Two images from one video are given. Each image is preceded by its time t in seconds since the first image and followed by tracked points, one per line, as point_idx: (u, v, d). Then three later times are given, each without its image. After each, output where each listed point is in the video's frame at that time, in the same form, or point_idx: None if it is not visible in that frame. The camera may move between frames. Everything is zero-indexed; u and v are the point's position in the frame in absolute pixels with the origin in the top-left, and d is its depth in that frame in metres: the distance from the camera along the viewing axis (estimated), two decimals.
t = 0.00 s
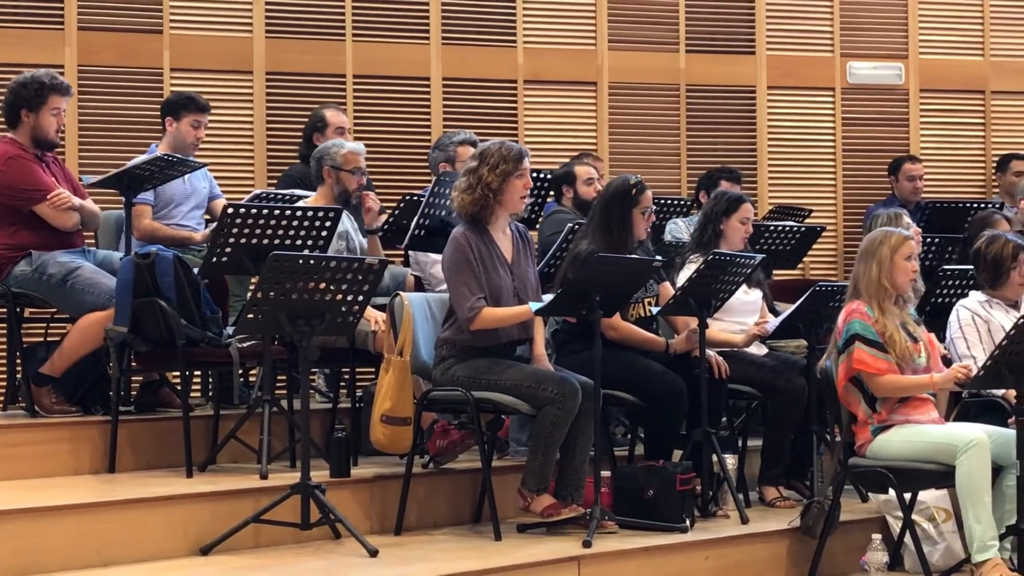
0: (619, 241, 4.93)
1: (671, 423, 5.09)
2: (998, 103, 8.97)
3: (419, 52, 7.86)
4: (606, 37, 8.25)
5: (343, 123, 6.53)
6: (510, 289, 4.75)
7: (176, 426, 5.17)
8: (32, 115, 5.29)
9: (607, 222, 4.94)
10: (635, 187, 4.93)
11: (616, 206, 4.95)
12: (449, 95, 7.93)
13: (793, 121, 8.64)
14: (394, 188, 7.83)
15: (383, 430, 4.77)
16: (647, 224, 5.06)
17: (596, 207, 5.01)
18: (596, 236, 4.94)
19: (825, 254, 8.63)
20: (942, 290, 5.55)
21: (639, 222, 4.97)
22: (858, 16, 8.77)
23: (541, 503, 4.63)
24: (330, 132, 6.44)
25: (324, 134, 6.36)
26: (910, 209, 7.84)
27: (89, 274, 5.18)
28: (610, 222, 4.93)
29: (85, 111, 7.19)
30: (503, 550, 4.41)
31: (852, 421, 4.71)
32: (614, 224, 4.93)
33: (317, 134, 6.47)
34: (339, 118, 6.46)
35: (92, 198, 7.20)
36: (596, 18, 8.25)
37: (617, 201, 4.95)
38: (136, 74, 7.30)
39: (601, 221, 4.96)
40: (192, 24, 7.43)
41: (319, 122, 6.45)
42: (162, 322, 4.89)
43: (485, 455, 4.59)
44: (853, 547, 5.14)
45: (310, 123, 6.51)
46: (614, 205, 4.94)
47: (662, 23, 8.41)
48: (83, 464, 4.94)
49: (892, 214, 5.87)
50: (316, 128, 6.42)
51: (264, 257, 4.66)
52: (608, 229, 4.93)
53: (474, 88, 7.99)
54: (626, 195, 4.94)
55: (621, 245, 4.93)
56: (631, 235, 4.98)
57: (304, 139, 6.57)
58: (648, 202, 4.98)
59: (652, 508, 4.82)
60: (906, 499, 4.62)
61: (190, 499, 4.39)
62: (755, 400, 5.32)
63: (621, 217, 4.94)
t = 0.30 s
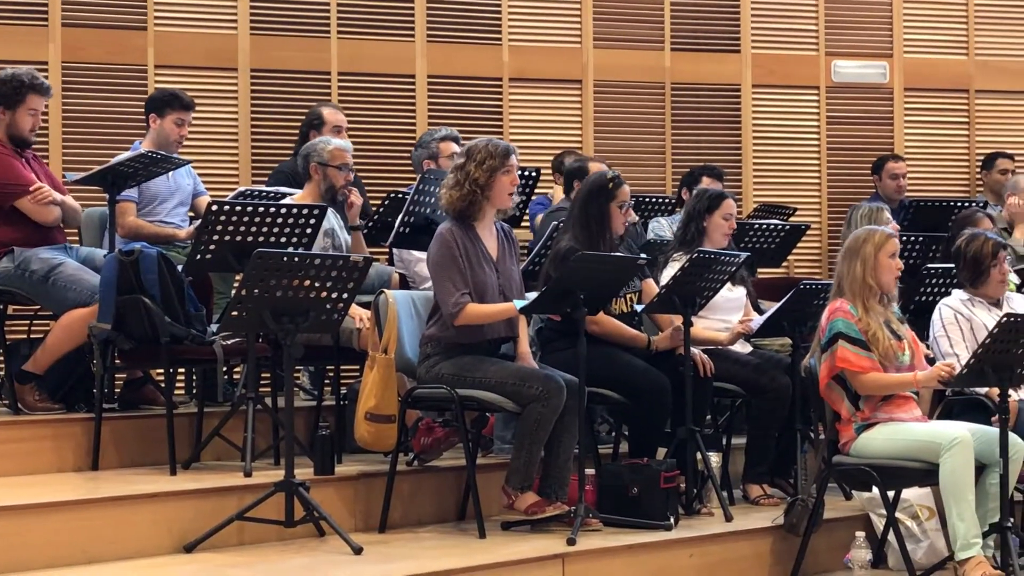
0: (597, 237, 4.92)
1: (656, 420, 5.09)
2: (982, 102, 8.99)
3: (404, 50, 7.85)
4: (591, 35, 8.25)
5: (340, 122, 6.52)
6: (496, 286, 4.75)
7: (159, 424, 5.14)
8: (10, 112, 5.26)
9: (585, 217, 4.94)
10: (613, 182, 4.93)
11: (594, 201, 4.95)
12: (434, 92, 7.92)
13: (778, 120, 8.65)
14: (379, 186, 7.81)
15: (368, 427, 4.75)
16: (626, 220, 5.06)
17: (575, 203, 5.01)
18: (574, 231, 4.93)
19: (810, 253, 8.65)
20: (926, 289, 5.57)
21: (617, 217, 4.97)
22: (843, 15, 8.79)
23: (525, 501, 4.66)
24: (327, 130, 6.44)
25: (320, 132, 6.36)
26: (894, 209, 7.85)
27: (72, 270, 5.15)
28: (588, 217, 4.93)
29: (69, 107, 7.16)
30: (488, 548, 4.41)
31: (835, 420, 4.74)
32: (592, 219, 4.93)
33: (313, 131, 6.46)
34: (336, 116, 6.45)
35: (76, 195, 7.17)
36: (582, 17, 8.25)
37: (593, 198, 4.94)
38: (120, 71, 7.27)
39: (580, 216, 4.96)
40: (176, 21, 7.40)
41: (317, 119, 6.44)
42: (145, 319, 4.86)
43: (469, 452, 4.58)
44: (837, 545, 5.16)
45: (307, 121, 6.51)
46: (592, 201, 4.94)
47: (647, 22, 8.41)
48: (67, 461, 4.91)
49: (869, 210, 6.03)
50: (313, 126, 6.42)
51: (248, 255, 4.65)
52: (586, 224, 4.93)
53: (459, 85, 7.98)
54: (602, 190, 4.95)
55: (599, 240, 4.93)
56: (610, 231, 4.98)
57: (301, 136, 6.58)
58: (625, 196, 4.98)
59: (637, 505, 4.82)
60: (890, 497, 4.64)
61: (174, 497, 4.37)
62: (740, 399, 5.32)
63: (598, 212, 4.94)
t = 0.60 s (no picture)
0: (574, 231, 4.91)
1: (641, 418, 5.10)
2: (967, 101, 9.00)
3: (390, 47, 7.84)
4: (578, 33, 8.25)
5: (334, 120, 6.51)
6: (481, 283, 4.74)
7: (144, 422, 5.12)
8: None
9: (561, 213, 4.93)
10: (586, 176, 4.93)
11: (570, 195, 4.95)
12: (420, 90, 7.91)
13: (764, 118, 8.67)
14: (366, 183, 7.80)
15: (354, 425, 4.75)
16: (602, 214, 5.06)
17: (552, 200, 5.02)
18: (551, 228, 4.93)
19: (796, 251, 8.67)
20: (910, 288, 5.57)
21: (593, 210, 4.96)
22: (829, 14, 8.80)
23: (511, 499, 4.65)
24: (321, 127, 6.43)
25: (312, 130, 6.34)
26: (879, 207, 7.86)
27: (57, 267, 5.16)
28: (564, 212, 4.93)
29: (54, 104, 7.13)
30: (473, 546, 4.40)
31: (820, 418, 4.76)
32: (568, 213, 4.93)
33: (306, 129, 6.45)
34: (330, 114, 6.44)
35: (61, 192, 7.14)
36: (568, 14, 8.25)
37: (569, 192, 4.95)
38: (105, 68, 7.25)
39: (556, 211, 4.96)
40: (161, 18, 7.37)
41: (310, 118, 6.43)
42: (131, 317, 4.86)
43: (455, 450, 4.58)
44: (822, 543, 5.17)
45: (300, 118, 6.49)
46: (567, 195, 4.94)
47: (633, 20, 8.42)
48: (52, 459, 4.89)
49: (843, 206, 5.81)
50: (307, 124, 6.41)
51: (234, 253, 4.63)
52: (563, 219, 4.92)
53: (445, 83, 7.97)
54: (576, 184, 4.95)
55: (576, 234, 4.92)
56: (587, 225, 4.97)
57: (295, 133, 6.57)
58: (600, 189, 4.97)
59: (622, 503, 4.82)
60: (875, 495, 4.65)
61: (159, 495, 4.36)
62: (726, 396, 5.32)
63: (573, 207, 4.93)
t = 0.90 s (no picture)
0: (554, 228, 4.93)
1: (627, 417, 5.10)
2: (952, 100, 9.03)
3: (376, 46, 7.83)
4: (564, 32, 8.25)
5: (320, 120, 6.50)
6: (466, 282, 4.73)
7: (129, 421, 5.10)
8: None
9: (540, 209, 4.94)
10: (564, 172, 4.94)
11: (548, 193, 4.96)
12: (406, 89, 7.90)
13: (749, 117, 8.68)
14: (351, 182, 7.78)
15: (339, 424, 4.75)
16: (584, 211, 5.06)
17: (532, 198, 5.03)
18: (532, 225, 4.94)
19: (781, 250, 8.69)
20: (896, 286, 5.59)
21: (573, 206, 4.97)
22: (814, 13, 8.81)
23: (497, 498, 4.66)
24: (307, 127, 6.41)
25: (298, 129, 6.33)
26: (864, 207, 7.89)
27: (41, 265, 5.14)
28: (544, 208, 4.94)
29: (37, 102, 7.10)
30: (459, 545, 4.39)
31: (807, 417, 4.76)
32: (547, 210, 4.94)
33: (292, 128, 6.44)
34: (317, 113, 6.43)
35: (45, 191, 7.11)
36: (554, 14, 8.25)
37: (548, 188, 4.96)
38: (90, 66, 7.22)
39: (536, 209, 4.97)
40: (146, 16, 7.35)
41: (297, 116, 6.42)
42: (116, 316, 4.85)
43: (441, 450, 4.58)
44: (807, 541, 5.19)
45: (287, 117, 6.48)
46: (546, 192, 4.95)
47: (619, 19, 8.42)
48: (36, 459, 4.87)
49: (823, 204, 5.87)
50: (294, 123, 6.39)
51: (219, 251, 4.61)
52: (542, 216, 4.93)
53: (431, 82, 7.96)
54: (554, 181, 4.96)
55: (557, 230, 4.93)
56: (567, 220, 4.97)
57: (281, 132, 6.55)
58: (580, 184, 4.98)
59: (608, 502, 4.82)
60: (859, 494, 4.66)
61: (144, 494, 4.34)
62: (711, 395, 5.34)
63: (552, 203, 4.94)
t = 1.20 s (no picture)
0: (539, 228, 4.92)
1: (613, 416, 5.10)
2: (936, 100, 9.05)
3: (361, 45, 7.82)
4: (549, 32, 8.25)
5: (303, 118, 6.48)
6: (450, 281, 4.73)
7: (114, 422, 5.08)
8: None
9: (526, 209, 4.94)
10: (551, 174, 4.94)
11: (534, 194, 4.95)
12: (391, 88, 7.89)
13: (733, 117, 8.70)
14: (336, 181, 7.76)
15: (325, 424, 4.72)
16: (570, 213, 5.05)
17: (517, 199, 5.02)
18: (517, 225, 4.93)
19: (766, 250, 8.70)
20: (880, 285, 5.61)
21: (558, 208, 4.96)
22: (799, 13, 8.83)
23: (483, 498, 4.72)
24: (291, 126, 6.40)
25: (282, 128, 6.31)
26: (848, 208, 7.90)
27: (25, 266, 5.13)
28: (529, 209, 4.93)
29: (21, 101, 7.06)
30: (445, 545, 4.39)
31: (790, 416, 4.80)
32: (532, 211, 4.93)
33: (276, 127, 6.42)
34: (301, 113, 6.41)
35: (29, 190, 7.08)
36: (539, 14, 8.25)
37: (534, 189, 4.96)
38: (74, 66, 7.19)
39: (522, 210, 4.96)
40: (130, 16, 7.32)
41: (281, 116, 6.39)
42: (101, 317, 4.82)
43: (426, 450, 4.57)
44: (791, 540, 5.20)
45: (271, 116, 6.45)
46: (531, 193, 4.95)
47: (604, 19, 8.42)
48: (21, 459, 4.85)
49: (795, 207, 5.71)
50: (278, 122, 6.37)
51: (204, 251, 4.60)
52: (527, 216, 4.92)
53: (416, 81, 7.95)
54: (541, 182, 4.95)
55: (541, 231, 4.92)
56: (553, 222, 4.97)
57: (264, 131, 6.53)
58: (566, 187, 4.97)
59: (594, 502, 4.82)
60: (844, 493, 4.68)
61: (130, 495, 4.32)
62: (696, 394, 5.33)
63: (538, 204, 4.93)
